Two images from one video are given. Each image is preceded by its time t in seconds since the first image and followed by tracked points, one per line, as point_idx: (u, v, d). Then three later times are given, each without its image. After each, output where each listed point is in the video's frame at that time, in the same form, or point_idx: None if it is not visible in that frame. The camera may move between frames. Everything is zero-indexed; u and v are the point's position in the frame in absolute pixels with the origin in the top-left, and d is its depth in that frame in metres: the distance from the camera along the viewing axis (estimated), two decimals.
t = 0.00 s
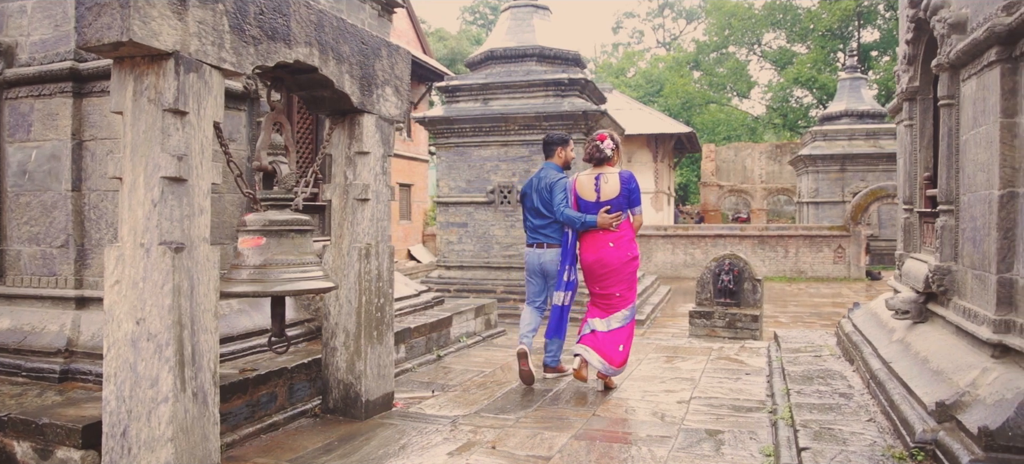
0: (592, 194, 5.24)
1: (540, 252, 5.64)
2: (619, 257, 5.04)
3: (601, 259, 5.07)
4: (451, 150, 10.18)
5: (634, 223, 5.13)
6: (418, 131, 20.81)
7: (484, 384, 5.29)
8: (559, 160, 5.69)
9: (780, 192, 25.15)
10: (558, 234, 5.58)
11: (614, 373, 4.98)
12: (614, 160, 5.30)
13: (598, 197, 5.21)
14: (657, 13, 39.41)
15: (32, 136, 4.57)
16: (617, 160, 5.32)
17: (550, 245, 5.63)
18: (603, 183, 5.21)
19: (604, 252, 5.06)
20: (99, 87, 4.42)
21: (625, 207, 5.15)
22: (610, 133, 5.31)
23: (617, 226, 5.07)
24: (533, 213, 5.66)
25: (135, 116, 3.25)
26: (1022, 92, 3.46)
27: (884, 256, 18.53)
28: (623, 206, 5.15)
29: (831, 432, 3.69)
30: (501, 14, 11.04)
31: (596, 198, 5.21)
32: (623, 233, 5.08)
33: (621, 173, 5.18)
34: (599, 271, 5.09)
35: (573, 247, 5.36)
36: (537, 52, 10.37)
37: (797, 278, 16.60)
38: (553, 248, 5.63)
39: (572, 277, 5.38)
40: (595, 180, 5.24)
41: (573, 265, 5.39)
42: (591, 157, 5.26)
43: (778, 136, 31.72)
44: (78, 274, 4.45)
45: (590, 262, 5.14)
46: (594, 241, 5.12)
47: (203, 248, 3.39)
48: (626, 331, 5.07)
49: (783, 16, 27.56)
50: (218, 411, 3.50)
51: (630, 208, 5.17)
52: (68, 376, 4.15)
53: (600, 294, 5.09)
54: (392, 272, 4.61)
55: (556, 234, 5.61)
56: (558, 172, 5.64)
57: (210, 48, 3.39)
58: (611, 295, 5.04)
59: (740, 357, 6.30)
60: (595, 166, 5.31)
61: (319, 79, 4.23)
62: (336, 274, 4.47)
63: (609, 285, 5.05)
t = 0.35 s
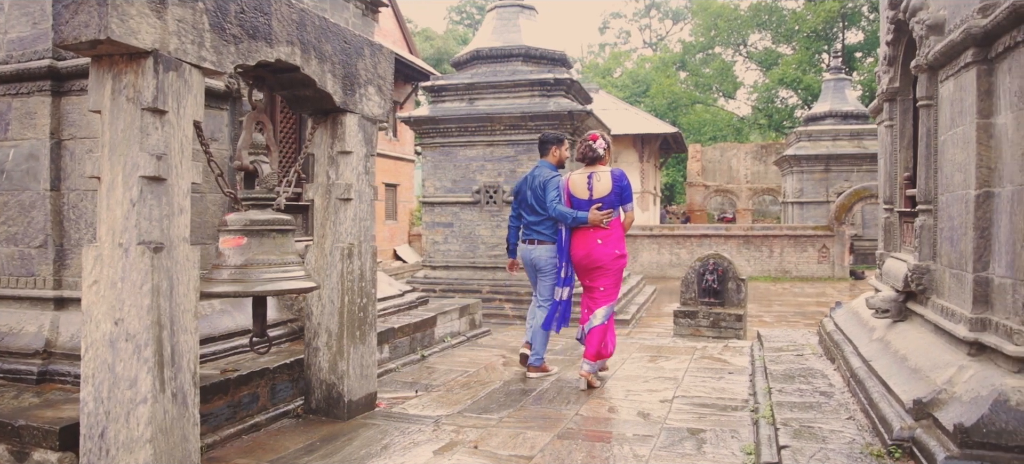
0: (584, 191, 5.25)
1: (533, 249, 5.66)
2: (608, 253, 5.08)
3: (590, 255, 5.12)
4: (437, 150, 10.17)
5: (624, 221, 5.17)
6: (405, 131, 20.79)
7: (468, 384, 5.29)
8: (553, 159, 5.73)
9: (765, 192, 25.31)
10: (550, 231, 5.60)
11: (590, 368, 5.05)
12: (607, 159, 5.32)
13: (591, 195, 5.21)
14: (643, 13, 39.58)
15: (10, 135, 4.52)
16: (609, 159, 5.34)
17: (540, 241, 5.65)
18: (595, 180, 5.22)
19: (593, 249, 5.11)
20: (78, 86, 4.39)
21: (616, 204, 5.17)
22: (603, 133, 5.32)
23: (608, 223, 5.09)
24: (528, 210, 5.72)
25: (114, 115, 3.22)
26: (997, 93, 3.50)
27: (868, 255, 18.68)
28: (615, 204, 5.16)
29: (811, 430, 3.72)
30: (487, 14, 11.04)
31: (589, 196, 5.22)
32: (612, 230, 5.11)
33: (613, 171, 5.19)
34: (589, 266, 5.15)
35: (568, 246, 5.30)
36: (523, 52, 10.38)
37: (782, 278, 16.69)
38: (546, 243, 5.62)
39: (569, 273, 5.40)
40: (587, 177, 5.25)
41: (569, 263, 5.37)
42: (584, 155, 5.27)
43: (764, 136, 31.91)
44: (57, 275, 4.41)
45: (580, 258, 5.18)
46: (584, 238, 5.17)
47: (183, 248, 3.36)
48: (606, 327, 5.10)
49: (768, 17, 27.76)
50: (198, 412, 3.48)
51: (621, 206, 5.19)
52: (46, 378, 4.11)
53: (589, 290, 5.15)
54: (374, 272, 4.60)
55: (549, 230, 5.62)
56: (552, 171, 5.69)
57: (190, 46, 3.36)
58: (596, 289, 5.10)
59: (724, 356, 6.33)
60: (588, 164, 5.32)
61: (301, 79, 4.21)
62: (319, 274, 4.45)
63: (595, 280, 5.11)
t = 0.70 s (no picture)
0: (574, 198, 5.37)
1: (525, 250, 5.73)
2: (597, 257, 5.22)
3: (580, 258, 5.26)
4: (421, 150, 10.16)
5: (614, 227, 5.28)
6: (389, 131, 20.73)
7: (449, 383, 5.29)
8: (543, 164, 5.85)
9: (749, 192, 25.48)
10: (542, 234, 5.69)
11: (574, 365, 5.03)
12: (596, 166, 5.44)
13: (581, 202, 5.33)
14: (628, 14, 39.75)
15: None
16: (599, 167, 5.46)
17: (532, 243, 5.72)
18: (585, 187, 5.33)
19: (583, 253, 5.25)
20: (55, 84, 4.35)
21: (605, 211, 5.28)
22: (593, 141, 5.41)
23: (598, 229, 5.22)
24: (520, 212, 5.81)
25: (89, 114, 3.19)
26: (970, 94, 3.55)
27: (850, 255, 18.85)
28: (604, 211, 5.28)
29: (789, 428, 3.75)
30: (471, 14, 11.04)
31: (579, 202, 5.34)
32: (602, 235, 5.26)
33: (602, 179, 5.30)
34: (579, 269, 5.28)
35: (559, 249, 5.38)
36: (507, 52, 10.38)
37: (765, 278, 16.80)
38: (539, 245, 5.70)
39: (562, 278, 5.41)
40: (577, 184, 5.36)
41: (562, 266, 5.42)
42: (574, 163, 5.39)
43: (748, 137, 32.11)
44: (33, 275, 4.36)
45: (570, 261, 5.32)
46: (574, 242, 5.29)
47: (160, 247, 3.34)
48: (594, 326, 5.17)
49: (752, 18, 27.94)
50: (175, 413, 3.46)
51: (610, 212, 5.29)
52: (21, 378, 4.06)
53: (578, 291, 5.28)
54: (355, 272, 4.59)
55: (540, 233, 5.72)
56: (543, 176, 5.80)
57: (167, 44, 3.34)
58: (585, 290, 5.24)
59: (705, 356, 6.37)
60: (578, 171, 5.43)
61: (281, 78, 4.19)
62: (299, 274, 4.43)
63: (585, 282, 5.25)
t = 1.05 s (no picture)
0: (563, 196, 5.44)
1: (518, 249, 5.93)
2: (587, 254, 5.29)
3: (570, 254, 5.32)
4: (403, 149, 10.14)
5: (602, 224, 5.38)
6: (373, 130, 20.66)
7: (430, 383, 5.28)
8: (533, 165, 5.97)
9: (732, 192, 25.66)
10: (534, 233, 5.86)
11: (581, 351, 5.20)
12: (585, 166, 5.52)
13: (570, 200, 5.40)
14: (612, 14, 39.89)
15: None
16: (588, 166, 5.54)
17: (525, 243, 5.90)
18: (574, 185, 5.41)
19: (573, 251, 5.32)
20: (29, 82, 4.29)
21: (594, 209, 5.38)
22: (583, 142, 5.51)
23: (587, 227, 5.31)
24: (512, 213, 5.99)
25: (62, 112, 3.15)
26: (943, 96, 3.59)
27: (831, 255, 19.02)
28: (593, 209, 5.37)
29: (765, 426, 3.78)
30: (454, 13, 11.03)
31: (568, 200, 5.40)
32: (592, 233, 5.34)
33: (591, 177, 5.40)
34: (569, 266, 5.33)
35: (549, 246, 5.45)
36: (490, 51, 10.38)
37: (746, 277, 16.92)
38: (531, 245, 5.88)
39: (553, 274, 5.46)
40: (566, 183, 5.44)
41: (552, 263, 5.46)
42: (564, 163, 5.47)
43: (731, 137, 32.30)
44: (6, 275, 4.31)
45: (561, 258, 5.38)
46: (563, 240, 5.37)
47: (135, 247, 3.31)
48: (594, 313, 5.36)
49: (734, 18, 28.10)
50: (150, 414, 3.43)
51: (599, 210, 5.40)
52: None
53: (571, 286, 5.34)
54: (334, 272, 4.58)
55: (532, 232, 5.88)
56: (533, 178, 5.93)
57: (142, 42, 3.31)
58: (578, 287, 5.32)
59: (686, 355, 6.40)
60: (567, 170, 5.52)
61: (259, 76, 4.17)
62: (277, 274, 4.41)
63: (577, 280, 5.31)
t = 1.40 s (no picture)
0: (552, 192, 5.48)
1: (511, 247, 6.07)
2: (576, 250, 5.35)
3: (560, 250, 5.39)
4: (386, 149, 10.11)
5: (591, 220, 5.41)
6: (356, 130, 20.58)
7: (412, 383, 5.27)
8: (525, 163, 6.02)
9: (715, 192, 25.81)
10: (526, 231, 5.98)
11: (587, 348, 5.44)
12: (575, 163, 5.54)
13: (558, 197, 5.44)
14: (596, 15, 40.00)
15: None
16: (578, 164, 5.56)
17: (518, 240, 6.04)
18: (562, 183, 5.44)
19: (563, 247, 5.37)
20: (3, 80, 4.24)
21: (582, 206, 5.40)
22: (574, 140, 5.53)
23: (574, 223, 5.35)
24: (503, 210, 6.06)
25: (36, 109, 3.11)
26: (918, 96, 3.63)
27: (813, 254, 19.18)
28: (581, 206, 5.39)
29: (744, 424, 3.81)
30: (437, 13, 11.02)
31: (555, 197, 5.44)
32: (580, 230, 5.38)
33: (580, 175, 5.42)
34: (558, 262, 5.41)
35: (539, 243, 5.57)
36: (473, 51, 10.37)
37: (729, 277, 17.02)
38: (523, 242, 6.03)
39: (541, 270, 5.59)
40: (554, 180, 5.47)
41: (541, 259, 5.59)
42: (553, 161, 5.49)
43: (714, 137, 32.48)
44: None
45: (550, 254, 5.44)
46: (553, 236, 5.44)
47: (112, 246, 3.28)
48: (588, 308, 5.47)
49: (718, 19, 28.26)
50: (127, 414, 3.40)
51: (586, 207, 5.41)
52: None
53: (562, 282, 5.40)
54: (315, 271, 4.56)
55: (524, 230, 6.00)
56: (524, 176, 5.98)
57: (119, 39, 3.27)
58: (569, 283, 5.38)
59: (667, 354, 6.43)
60: (557, 168, 5.55)
61: (239, 75, 4.14)
62: (258, 273, 4.39)
63: (569, 273, 5.37)
